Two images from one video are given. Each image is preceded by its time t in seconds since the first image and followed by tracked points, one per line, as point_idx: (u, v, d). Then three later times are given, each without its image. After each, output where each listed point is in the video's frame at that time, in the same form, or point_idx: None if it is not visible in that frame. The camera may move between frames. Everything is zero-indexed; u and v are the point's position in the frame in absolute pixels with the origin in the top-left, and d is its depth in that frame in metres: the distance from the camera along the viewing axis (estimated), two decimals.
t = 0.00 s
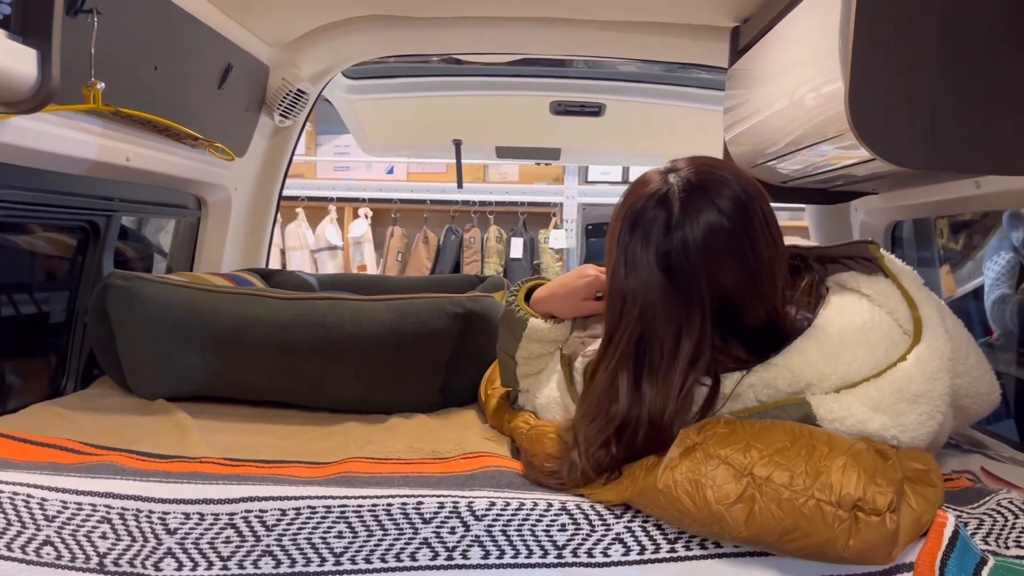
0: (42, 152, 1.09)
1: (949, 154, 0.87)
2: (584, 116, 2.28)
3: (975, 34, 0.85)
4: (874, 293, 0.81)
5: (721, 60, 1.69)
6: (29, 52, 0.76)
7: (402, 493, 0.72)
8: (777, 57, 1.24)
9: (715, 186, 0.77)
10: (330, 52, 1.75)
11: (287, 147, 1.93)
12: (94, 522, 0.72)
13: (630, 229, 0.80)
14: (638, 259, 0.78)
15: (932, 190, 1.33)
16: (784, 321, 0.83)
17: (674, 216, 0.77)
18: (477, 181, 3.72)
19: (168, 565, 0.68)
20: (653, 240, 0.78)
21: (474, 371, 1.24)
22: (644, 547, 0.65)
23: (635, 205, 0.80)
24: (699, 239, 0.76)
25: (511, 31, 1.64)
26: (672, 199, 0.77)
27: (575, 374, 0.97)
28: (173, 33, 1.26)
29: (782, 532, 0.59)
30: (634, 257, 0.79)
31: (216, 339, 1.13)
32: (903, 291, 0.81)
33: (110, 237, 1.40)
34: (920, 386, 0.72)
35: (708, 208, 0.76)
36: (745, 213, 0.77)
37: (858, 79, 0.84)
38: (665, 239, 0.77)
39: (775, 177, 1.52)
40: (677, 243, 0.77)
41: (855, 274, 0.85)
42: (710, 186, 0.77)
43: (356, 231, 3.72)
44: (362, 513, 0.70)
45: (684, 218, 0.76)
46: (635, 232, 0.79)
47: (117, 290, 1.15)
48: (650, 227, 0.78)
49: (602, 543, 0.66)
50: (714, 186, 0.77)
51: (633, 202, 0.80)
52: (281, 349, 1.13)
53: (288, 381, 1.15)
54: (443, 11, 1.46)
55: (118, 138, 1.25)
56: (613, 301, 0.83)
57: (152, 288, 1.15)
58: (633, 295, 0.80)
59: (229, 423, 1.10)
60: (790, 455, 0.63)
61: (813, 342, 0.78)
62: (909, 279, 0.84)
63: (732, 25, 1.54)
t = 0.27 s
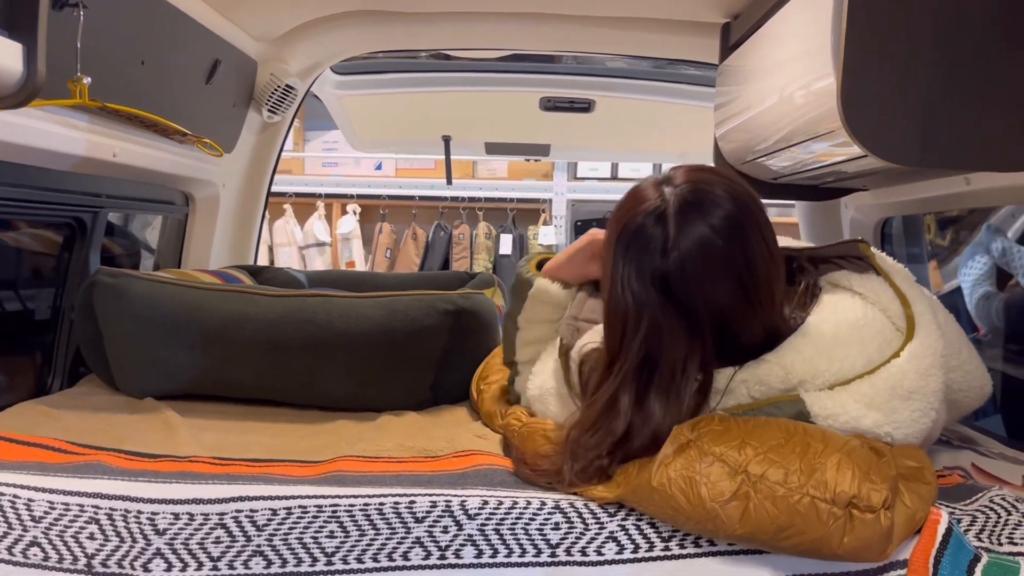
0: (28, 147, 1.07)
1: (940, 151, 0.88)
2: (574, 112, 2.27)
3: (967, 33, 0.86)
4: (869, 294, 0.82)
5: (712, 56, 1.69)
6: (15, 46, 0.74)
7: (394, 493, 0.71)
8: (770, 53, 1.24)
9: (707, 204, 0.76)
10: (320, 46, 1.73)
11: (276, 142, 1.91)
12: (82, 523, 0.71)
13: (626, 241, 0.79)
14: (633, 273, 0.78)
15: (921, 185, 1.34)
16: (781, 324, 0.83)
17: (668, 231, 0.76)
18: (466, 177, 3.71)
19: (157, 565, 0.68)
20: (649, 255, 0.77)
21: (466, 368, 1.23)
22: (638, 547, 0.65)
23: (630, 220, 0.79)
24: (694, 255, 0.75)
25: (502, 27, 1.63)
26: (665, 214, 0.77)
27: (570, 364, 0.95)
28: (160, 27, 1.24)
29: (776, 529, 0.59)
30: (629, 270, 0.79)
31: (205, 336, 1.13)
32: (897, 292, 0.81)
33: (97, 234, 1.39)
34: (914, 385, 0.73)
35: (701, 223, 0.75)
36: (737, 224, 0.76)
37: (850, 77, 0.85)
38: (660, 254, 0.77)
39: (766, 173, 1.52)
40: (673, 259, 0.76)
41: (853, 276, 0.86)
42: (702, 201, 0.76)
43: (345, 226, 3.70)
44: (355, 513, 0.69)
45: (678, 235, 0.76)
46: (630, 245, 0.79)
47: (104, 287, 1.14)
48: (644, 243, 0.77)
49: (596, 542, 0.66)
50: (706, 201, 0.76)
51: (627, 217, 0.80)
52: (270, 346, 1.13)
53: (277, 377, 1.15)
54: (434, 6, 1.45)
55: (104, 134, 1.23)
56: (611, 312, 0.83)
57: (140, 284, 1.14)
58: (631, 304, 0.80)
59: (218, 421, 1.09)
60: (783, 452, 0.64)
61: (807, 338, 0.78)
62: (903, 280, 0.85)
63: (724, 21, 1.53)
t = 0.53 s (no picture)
0: None
1: (932, 146, 0.87)
2: (560, 105, 2.24)
3: (962, 27, 0.85)
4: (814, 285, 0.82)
5: (701, 49, 1.67)
6: None
7: (379, 499, 0.68)
8: (760, 46, 1.23)
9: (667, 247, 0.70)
10: (302, 37, 1.69)
11: (257, 135, 1.87)
12: (51, 533, 0.67)
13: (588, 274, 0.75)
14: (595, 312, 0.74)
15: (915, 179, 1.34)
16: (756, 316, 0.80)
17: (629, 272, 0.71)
18: (450, 171, 3.67)
19: None
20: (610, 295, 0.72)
21: (452, 367, 1.21)
22: (633, 554, 0.63)
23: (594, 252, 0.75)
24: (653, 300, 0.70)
25: (489, 18, 1.60)
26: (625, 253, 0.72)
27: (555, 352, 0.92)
28: (136, 15, 1.20)
29: (776, 535, 0.58)
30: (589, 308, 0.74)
31: (183, 335, 1.10)
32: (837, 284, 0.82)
33: (71, 229, 1.35)
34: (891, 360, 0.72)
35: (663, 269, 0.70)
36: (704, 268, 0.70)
37: (844, 69, 0.84)
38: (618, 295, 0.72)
39: (755, 168, 1.51)
40: (631, 301, 0.71)
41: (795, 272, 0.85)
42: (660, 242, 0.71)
43: (328, 221, 3.65)
44: (339, 521, 0.67)
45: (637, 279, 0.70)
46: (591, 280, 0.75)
47: (78, 284, 1.10)
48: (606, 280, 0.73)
49: (589, 549, 0.64)
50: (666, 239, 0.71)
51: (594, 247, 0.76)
52: (251, 344, 1.10)
53: (258, 376, 1.12)
54: None
55: (77, 125, 1.19)
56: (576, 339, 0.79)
57: (116, 281, 1.11)
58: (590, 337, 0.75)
59: (197, 422, 1.06)
60: (782, 455, 0.62)
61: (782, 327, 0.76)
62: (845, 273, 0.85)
63: (713, 13, 1.52)
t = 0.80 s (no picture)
0: None
1: (951, 129, 0.84)
2: (549, 90, 2.20)
3: (984, 6, 0.82)
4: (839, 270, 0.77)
5: (699, 32, 1.64)
6: None
7: (384, 498, 0.65)
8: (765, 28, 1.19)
9: (652, 309, 0.66)
10: (288, 16, 1.63)
11: (241, 119, 1.81)
12: (33, 537, 0.63)
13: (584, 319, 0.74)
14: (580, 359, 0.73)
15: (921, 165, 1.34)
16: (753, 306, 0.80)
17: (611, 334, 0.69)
18: (435, 157, 3.61)
19: None
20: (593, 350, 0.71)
21: (448, 358, 1.17)
22: (654, 554, 0.61)
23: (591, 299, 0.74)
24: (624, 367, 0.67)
25: None
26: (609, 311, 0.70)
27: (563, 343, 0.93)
28: None
29: (809, 529, 0.56)
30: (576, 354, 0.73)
31: (167, 326, 1.04)
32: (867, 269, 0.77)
33: (48, 214, 1.29)
34: (911, 362, 0.70)
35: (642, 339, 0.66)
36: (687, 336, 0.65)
37: (863, 45, 0.80)
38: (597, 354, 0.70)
39: (755, 153, 1.50)
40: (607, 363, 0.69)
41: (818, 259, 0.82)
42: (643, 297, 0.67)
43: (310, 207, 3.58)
44: (341, 523, 0.63)
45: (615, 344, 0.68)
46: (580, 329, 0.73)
47: (57, 272, 1.05)
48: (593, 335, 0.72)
49: (607, 551, 0.61)
50: (652, 296, 0.67)
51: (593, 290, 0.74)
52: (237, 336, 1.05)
53: (248, 371, 1.07)
54: None
55: (54, 104, 1.13)
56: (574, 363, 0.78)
57: (97, 270, 1.06)
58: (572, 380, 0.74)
59: (184, 415, 1.02)
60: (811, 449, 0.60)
61: (792, 328, 0.74)
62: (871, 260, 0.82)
63: None
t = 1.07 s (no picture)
0: None
1: (965, 107, 0.83)
2: (533, 70, 2.15)
3: None
4: (865, 259, 0.79)
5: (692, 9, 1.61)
6: None
7: (398, 490, 0.61)
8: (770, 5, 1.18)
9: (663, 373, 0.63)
10: None
11: (221, 94, 1.73)
12: (19, 536, 0.59)
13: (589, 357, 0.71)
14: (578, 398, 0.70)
15: (922, 145, 1.39)
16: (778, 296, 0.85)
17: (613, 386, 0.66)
18: (411, 139, 3.54)
19: None
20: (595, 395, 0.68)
21: (444, 342, 1.14)
22: (682, 548, 0.61)
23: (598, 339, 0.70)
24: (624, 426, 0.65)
25: None
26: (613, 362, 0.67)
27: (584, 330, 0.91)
28: None
29: (852, 519, 0.56)
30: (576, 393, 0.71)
31: (153, 308, 1.00)
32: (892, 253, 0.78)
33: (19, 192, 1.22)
34: (943, 351, 0.69)
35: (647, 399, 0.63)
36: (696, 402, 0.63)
37: (887, 19, 0.78)
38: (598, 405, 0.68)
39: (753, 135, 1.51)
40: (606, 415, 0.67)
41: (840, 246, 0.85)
42: (653, 360, 0.64)
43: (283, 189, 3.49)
44: (353, 517, 0.60)
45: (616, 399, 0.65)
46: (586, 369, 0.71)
47: (33, 251, 0.99)
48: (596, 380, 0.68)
49: (636, 544, 0.60)
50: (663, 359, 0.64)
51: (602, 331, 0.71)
52: (228, 318, 1.00)
53: (240, 355, 1.03)
54: None
55: (27, 73, 1.07)
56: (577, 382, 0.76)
57: (75, 248, 1.00)
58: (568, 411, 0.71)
59: (171, 403, 0.97)
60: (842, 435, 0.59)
61: (817, 325, 0.77)
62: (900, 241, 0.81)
63: None
